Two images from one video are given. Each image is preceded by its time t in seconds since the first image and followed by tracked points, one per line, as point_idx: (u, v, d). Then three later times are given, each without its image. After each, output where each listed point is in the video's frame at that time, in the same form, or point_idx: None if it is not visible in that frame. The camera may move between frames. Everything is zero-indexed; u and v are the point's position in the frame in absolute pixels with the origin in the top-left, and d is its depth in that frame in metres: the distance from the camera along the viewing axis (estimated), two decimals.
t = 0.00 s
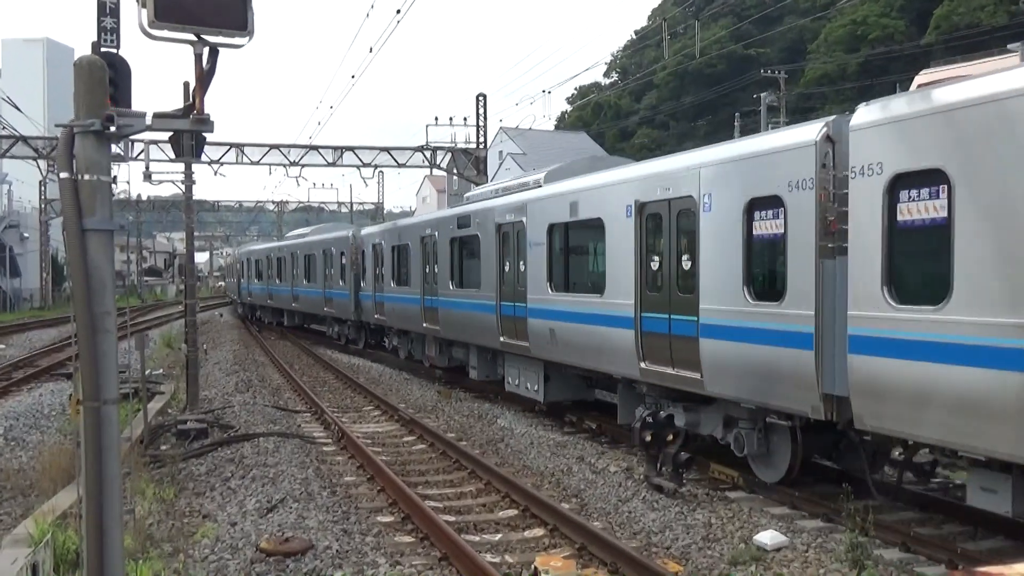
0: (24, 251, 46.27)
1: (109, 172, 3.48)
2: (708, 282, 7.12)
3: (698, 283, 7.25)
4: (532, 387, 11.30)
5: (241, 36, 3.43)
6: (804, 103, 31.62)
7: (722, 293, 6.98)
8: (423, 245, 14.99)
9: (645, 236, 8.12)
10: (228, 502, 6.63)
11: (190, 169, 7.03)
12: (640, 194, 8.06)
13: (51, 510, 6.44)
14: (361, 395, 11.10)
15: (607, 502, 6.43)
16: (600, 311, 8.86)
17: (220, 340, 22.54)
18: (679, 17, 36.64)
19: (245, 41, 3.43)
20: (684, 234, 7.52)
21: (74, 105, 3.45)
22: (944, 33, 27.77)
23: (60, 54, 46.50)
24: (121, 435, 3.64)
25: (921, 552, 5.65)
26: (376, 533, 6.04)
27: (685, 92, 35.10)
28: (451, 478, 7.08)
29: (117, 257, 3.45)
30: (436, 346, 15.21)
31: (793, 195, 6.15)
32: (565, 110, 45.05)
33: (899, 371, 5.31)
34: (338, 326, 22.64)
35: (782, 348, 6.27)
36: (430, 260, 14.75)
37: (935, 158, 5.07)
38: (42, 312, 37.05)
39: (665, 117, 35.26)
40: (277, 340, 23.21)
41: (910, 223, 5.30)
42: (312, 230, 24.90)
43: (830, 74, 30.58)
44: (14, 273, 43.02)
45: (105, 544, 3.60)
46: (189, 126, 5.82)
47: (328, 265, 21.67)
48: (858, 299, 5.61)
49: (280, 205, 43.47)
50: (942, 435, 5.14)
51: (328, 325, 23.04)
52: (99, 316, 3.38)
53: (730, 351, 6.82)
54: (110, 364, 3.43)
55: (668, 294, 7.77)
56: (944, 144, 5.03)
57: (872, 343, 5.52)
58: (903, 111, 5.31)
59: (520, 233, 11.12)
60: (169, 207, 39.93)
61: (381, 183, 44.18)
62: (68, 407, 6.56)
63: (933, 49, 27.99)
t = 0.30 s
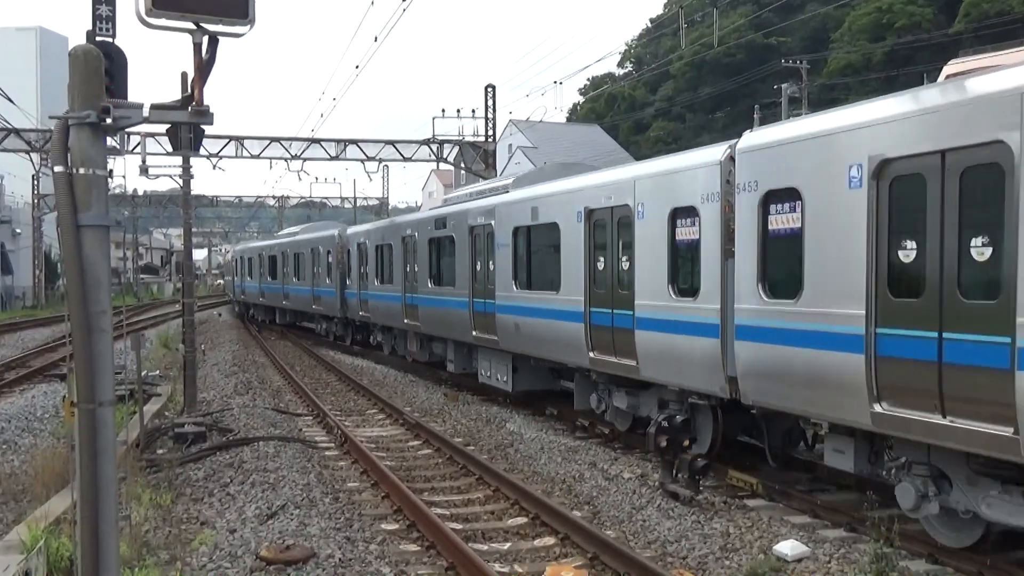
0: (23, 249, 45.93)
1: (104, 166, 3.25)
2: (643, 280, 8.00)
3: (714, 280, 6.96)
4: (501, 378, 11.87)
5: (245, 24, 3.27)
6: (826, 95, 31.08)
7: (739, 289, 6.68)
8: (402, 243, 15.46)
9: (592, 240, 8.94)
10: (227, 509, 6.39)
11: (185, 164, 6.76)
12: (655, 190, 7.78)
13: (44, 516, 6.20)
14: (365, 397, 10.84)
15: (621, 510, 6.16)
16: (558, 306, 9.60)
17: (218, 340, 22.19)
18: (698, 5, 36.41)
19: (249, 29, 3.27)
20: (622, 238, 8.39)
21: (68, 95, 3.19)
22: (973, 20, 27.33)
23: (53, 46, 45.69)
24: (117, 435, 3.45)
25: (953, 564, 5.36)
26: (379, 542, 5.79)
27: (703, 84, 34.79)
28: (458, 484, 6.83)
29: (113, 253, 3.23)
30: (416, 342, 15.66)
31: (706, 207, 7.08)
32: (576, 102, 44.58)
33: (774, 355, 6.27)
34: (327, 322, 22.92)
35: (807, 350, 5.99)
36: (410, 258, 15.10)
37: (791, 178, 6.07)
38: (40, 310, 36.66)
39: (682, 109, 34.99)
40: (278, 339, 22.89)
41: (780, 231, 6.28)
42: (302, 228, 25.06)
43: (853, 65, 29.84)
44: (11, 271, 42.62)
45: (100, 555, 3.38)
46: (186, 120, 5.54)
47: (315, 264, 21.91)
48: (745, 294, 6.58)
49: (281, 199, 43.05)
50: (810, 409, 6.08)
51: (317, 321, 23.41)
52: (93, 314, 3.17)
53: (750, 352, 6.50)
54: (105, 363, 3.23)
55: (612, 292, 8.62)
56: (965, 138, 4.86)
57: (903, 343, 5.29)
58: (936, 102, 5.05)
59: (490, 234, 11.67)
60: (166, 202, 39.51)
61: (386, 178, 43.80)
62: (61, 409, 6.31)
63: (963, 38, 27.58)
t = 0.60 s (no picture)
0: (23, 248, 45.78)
1: (100, 160, 3.07)
2: (593, 277, 8.96)
3: (729, 276, 6.81)
4: (476, 369, 12.65)
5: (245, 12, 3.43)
6: (848, 85, 30.54)
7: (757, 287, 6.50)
8: (384, 242, 16.10)
9: (553, 241, 9.89)
10: (227, 516, 6.16)
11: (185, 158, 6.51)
12: (674, 185, 7.47)
13: (37, 523, 5.96)
14: (369, 401, 10.60)
15: (635, 519, 5.91)
16: (523, 301, 10.54)
17: (216, 340, 21.82)
18: None
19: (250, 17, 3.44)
20: (578, 240, 9.36)
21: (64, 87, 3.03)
22: (1005, 8, 26.44)
23: (48, 41, 45.04)
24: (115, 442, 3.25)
25: None
26: (384, 551, 5.54)
27: (721, 74, 34.47)
28: (466, 491, 6.59)
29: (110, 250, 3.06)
30: (399, 338, 16.26)
31: (644, 214, 8.06)
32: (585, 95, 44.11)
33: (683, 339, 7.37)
34: (316, 320, 23.29)
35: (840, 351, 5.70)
36: (393, 257, 15.71)
37: (699, 192, 7.12)
38: (40, 309, 36.44)
39: (698, 101, 34.68)
40: (278, 338, 22.69)
41: (690, 236, 7.35)
42: (290, 228, 25.28)
43: (878, 53, 29.33)
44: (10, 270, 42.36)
45: (96, 569, 3.18)
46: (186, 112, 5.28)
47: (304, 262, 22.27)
48: (664, 288, 7.65)
49: (282, 195, 42.61)
50: (709, 386, 7.13)
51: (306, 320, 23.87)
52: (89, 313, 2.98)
53: (783, 354, 6.21)
54: (101, 364, 3.03)
55: (569, 288, 9.59)
56: (974, 134, 4.76)
57: (937, 345, 4.96)
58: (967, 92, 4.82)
59: (466, 235, 12.44)
60: (161, 197, 39.00)
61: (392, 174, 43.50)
62: (55, 413, 6.08)
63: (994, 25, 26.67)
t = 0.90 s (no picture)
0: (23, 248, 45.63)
1: (96, 157, 3.49)
2: (557, 277, 9.97)
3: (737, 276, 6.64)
4: (457, 364, 13.43)
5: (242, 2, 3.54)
6: (873, 76, 29.94)
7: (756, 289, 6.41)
8: (370, 243, 16.80)
9: (525, 242, 10.82)
10: (228, 525, 5.95)
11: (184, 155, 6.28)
12: (676, 184, 7.40)
13: (31, 533, 5.74)
14: (374, 406, 10.39)
15: (651, 529, 5.68)
16: (497, 300, 11.44)
17: (216, 343, 21.49)
18: None
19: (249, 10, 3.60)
20: (547, 243, 10.33)
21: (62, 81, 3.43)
22: None
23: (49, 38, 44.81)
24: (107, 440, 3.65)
25: None
26: (391, 562, 5.31)
27: (740, 66, 34.06)
28: (474, 500, 6.38)
29: (105, 250, 3.47)
30: (384, 336, 16.95)
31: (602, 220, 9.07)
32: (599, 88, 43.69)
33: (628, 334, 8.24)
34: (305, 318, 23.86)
35: (848, 353, 5.53)
36: (380, 257, 16.39)
37: (637, 201, 8.01)
38: (38, 310, 36.24)
39: (716, 93, 34.30)
40: (278, 340, 22.84)
41: (632, 241, 8.25)
42: (284, 228, 24.97)
43: (905, 44, 28.69)
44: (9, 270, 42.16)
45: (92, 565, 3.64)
46: (186, 107, 5.04)
47: (293, 263, 22.74)
48: (611, 288, 8.55)
49: (285, 191, 42.28)
50: (648, 374, 8.00)
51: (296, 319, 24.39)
52: (86, 316, 3.40)
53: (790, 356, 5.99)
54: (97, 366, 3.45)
55: (537, 286, 10.58)
56: (966, 136, 4.73)
57: (938, 346, 4.89)
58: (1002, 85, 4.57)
59: (447, 238, 13.18)
60: (160, 194, 38.58)
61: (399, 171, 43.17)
62: (51, 418, 5.85)
63: None
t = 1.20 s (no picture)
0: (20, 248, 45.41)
1: (85, 150, 3.39)
2: (526, 275, 10.95)
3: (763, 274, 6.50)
4: (436, 359, 14.23)
5: None
6: (897, 67, 29.34)
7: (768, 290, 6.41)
8: (356, 244, 17.64)
9: (499, 243, 11.82)
10: (226, 536, 5.71)
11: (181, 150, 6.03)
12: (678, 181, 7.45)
13: (22, 544, 5.49)
14: (377, 412, 10.17)
15: (667, 540, 5.44)
16: (471, 298, 12.45)
17: (214, 346, 21.16)
18: None
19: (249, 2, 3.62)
20: (517, 243, 11.32)
21: (55, 75, 3.37)
22: None
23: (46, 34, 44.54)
24: (102, 451, 3.57)
25: None
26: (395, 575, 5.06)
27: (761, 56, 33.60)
28: (483, 509, 6.15)
29: (99, 249, 3.42)
30: (369, 334, 17.72)
31: (563, 222, 10.13)
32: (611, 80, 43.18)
33: (582, 327, 9.37)
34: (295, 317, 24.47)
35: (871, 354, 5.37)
36: (364, 257, 17.26)
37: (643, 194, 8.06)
38: (33, 310, 35.96)
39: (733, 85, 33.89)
40: (278, 342, 22.61)
41: (586, 243, 9.36)
42: (287, 226, 24.73)
43: (931, 33, 28.11)
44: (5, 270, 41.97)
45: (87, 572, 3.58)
46: (184, 99, 4.77)
47: (283, 264, 23.38)
48: (569, 286, 9.71)
49: (286, 188, 41.98)
50: (596, 363, 9.18)
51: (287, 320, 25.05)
52: (80, 317, 3.37)
53: (808, 358, 5.88)
54: (92, 368, 3.42)
55: (508, 282, 11.59)
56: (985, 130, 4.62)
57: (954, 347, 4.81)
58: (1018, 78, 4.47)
59: (426, 239, 14.14)
60: (157, 192, 38.27)
61: (403, 167, 42.88)
62: (42, 425, 5.62)
63: None
